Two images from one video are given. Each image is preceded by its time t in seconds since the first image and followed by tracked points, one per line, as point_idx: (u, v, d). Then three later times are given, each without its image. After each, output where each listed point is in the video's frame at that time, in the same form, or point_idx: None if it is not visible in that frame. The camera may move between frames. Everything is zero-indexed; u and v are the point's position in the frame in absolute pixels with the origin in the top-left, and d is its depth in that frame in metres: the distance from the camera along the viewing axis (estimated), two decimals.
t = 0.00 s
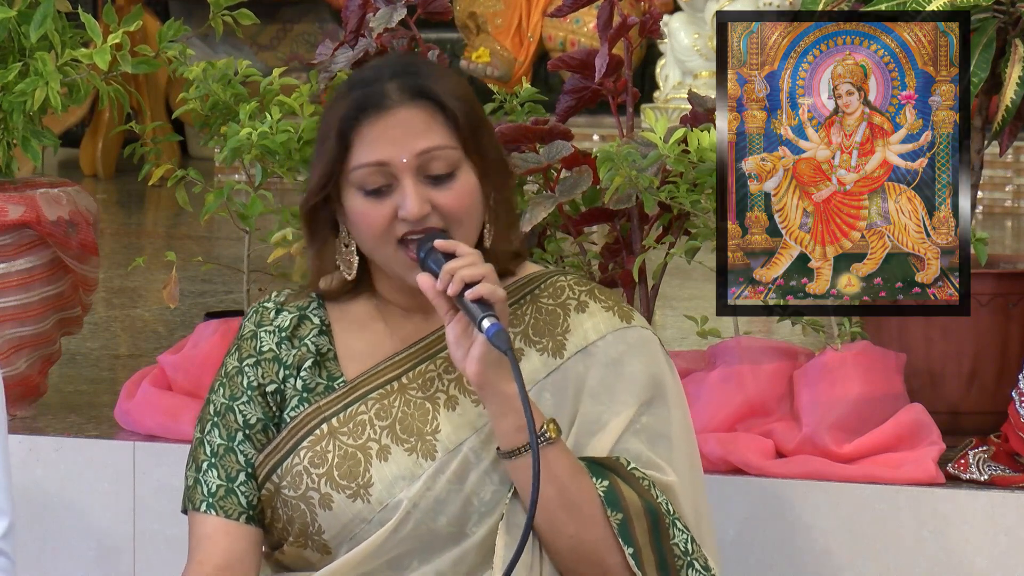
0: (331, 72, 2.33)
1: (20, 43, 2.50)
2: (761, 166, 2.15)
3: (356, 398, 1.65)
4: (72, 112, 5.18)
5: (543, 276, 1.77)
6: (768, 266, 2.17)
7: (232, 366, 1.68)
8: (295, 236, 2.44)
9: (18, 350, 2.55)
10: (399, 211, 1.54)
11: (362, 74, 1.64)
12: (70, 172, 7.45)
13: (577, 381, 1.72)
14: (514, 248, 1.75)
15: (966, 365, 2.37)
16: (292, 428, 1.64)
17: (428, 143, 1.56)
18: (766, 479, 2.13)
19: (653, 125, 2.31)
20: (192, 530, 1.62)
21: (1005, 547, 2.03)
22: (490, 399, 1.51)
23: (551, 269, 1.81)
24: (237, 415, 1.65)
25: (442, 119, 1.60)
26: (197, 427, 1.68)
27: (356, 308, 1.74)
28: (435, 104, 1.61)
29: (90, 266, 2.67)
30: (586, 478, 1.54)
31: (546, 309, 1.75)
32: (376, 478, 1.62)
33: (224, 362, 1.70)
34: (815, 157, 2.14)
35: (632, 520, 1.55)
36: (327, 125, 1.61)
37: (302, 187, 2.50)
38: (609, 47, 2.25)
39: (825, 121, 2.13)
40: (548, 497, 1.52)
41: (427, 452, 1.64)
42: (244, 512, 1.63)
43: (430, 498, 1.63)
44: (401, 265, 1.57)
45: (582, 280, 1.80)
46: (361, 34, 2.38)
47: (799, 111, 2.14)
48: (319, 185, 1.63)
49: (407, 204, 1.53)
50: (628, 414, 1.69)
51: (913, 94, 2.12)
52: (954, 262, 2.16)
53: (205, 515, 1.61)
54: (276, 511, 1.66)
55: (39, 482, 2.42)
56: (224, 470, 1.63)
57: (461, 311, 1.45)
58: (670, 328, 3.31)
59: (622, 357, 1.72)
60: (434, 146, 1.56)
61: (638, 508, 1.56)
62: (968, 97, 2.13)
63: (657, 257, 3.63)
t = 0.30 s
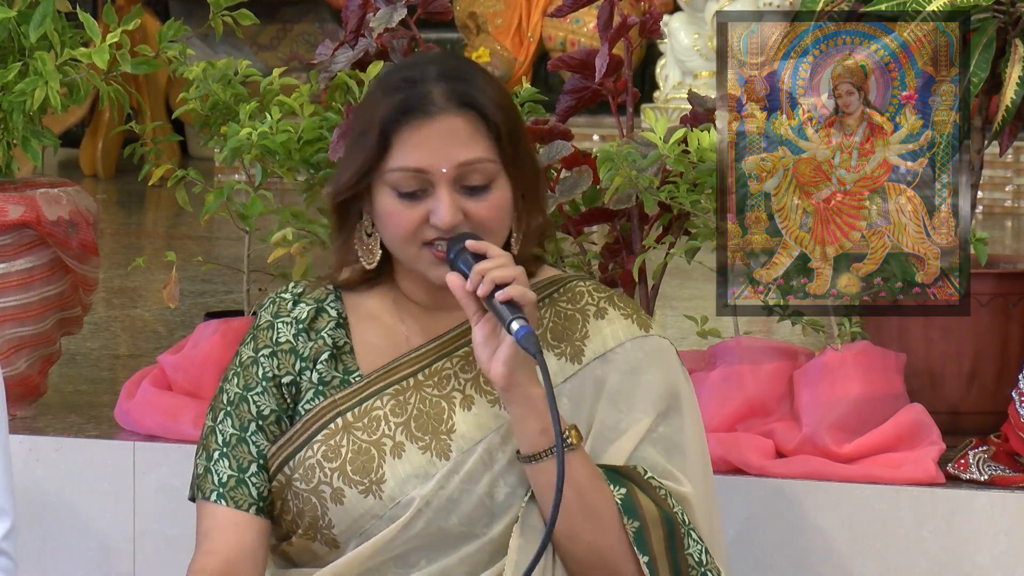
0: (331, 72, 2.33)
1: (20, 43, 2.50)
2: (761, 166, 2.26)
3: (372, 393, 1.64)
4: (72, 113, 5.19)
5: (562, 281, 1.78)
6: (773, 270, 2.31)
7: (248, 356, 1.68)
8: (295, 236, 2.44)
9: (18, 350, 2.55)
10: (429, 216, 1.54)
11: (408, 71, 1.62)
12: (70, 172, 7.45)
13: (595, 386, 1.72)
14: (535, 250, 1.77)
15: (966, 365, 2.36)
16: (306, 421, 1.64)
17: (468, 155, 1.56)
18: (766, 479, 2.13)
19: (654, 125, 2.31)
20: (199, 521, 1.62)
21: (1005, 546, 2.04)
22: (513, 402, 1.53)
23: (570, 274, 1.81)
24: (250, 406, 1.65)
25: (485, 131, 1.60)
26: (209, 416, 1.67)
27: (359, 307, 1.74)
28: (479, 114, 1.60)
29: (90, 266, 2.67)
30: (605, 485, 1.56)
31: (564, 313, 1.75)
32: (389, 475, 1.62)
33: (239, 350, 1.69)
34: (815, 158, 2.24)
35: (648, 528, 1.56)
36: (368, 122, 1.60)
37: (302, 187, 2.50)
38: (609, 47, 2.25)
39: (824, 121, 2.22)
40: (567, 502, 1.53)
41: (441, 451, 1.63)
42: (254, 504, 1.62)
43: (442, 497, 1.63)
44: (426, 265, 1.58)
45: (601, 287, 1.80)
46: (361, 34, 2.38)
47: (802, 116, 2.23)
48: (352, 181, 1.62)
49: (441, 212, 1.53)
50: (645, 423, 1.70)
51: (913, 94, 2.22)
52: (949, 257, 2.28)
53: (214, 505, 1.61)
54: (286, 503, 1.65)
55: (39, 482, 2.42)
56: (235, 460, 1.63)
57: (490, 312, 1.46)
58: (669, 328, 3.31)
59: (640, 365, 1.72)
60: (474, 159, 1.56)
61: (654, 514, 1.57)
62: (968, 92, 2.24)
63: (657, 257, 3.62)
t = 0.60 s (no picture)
0: (331, 72, 2.35)
1: (20, 43, 2.50)
2: (762, 164, 2.31)
3: (386, 393, 1.65)
4: (73, 113, 5.19)
5: (578, 287, 1.78)
6: (774, 270, 2.38)
7: (261, 350, 1.67)
8: (295, 236, 2.44)
9: (18, 350, 2.55)
10: (462, 221, 1.54)
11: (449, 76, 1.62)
12: (71, 172, 7.45)
13: (608, 397, 1.72)
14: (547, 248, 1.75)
15: (966, 365, 2.36)
16: (318, 419, 1.64)
17: (505, 164, 1.55)
18: (766, 479, 2.13)
19: (653, 125, 2.30)
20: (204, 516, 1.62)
21: (1006, 547, 2.04)
22: (534, 414, 1.52)
23: (585, 281, 1.81)
24: (262, 400, 1.65)
25: (525, 140, 1.60)
26: (219, 407, 1.67)
27: (360, 308, 1.74)
28: (518, 123, 1.60)
29: (90, 266, 2.67)
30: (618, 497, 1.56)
31: (580, 322, 1.75)
32: (399, 477, 1.63)
33: (253, 344, 1.69)
34: (815, 158, 2.31)
35: (660, 542, 1.57)
36: (406, 124, 1.59)
37: (302, 187, 2.50)
38: (609, 47, 2.25)
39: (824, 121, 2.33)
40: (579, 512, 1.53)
41: (453, 455, 1.63)
42: (262, 499, 1.62)
43: (452, 501, 1.63)
44: (451, 271, 1.58)
45: (616, 296, 1.80)
46: (361, 34, 2.38)
47: (798, 123, 2.33)
48: (387, 184, 1.62)
49: (474, 217, 1.53)
50: (659, 437, 1.70)
51: (913, 95, 2.37)
52: (949, 257, 2.39)
53: (222, 499, 1.61)
54: (294, 500, 1.66)
55: (39, 482, 2.42)
56: (245, 455, 1.63)
57: (513, 321, 1.46)
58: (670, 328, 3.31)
59: (655, 378, 1.72)
60: (510, 168, 1.55)
61: (666, 528, 1.58)
62: (968, 95, 2.32)
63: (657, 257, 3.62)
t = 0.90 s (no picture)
0: (331, 72, 2.34)
1: (20, 43, 2.50)
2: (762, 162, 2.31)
3: (392, 395, 1.65)
4: (72, 113, 5.19)
5: (583, 289, 1.77)
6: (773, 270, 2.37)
7: (266, 351, 1.67)
8: (295, 236, 2.44)
9: (18, 350, 2.55)
10: (461, 223, 1.54)
11: (443, 79, 1.62)
12: (71, 172, 7.45)
13: (614, 398, 1.72)
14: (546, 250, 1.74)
15: (966, 365, 2.38)
16: (323, 420, 1.64)
17: (502, 164, 1.55)
18: (766, 479, 2.13)
19: (653, 126, 2.27)
20: (208, 516, 1.62)
21: (1005, 547, 2.04)
22: (540, 416, 1.52)
23: (591, 282, 1.81)
24: (268, 401, 1.65)
25: (519, 142, 1.59)
26: (224, 407, 1.67)
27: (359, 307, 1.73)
28: (514, 124, 1.59)
29: (90, 266, 2.67)
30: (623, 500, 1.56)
31: (585, 324, 1.74)
32: (405, 479, 1.63)
33: (257, 344, 1.68)
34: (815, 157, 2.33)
35: (663, 545, 1.57)
36: (403, 127, 1.59)
37: (302, 187, 2.50)
38: (609, 47, 2.25)
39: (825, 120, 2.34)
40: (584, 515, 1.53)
41: (457, 457, 1.63)
42: (267, 500, 1.62)
43: (457, 503, 1.63)
44: (452, 272, 1.58)
45: (621, 297, 1.79)
46: (361, 34, 2.38)
47: (797, 124, 2.24)
48: (386, 187, 1.62)
49: (470, 220, 1.52)
50: (663, 439, 1.70)
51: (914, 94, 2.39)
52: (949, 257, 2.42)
53: (226, 500, 1.61)
54: (299, 501, 1.66)
55: (38, 481, 2.42)
56: (249, 456, 1.63)
57: (518, 323, 1.46)
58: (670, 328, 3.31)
59: (661, 379, 1.73)
60: (508, 169, 1.55)
61: (670, 531, 1.59)
62: (968, 95, 2.32)
63: (657, 256, 3.62)
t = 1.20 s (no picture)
0: (331, 72, 2.34)
1: (20, 43, 2.50)
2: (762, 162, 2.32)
3: (382, 397, 1.64)
4: (73, 113, 5.18)
5: (573, 287, 1.77)
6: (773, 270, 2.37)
7: (257, 356, 1.66)
8: (295, 236, 2.44)
9: (18, 350, 2.55)
10: (450, 224, 1.54)
11: (425, 80, 1.61)
12: (71, 172, 7.45)
13: (605, 396, 1.72)
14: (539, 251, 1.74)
15: (966, 365, 2.38)
16: (315, 424, 1.64)
17: (489, 164, 1.55)
18: (766, 479, 2.13)
19: (653, 126, 2.28)
20: (204, 521, 1.62)
21: (1005, 547, 2.04)
22: (530, 416, 1.52)
23: (581, 280, 1.80)
24: (259, 407, 1.64)
25: (504, 141, 1.59)
26: (216, 414, 1.66)
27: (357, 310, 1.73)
28: (498, 123, 1.59)
29: (90, 266, 2.67)
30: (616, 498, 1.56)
31: (575, 322, 1.74)
32: (397, 481, 1.63)
33: (248, 350, 1.68)
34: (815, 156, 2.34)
35: (657, 542, 1.57)
36: (388, 130, 1.58)
37: (302, 187, 2.50)
38: (609, 47, 2.25)
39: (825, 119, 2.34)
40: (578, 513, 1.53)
41: (449, 458, 1.64)
42: (260, 505, 1.62)
43: (450, 505, 1.63)
44: (444, 273, 1.57)
45: (612, 295, 1.79)
46: (361, 34, 2.39)
47: (797, 124, 2.23)
48: (375, 190, 1.61)
49: (460, 222, 1.52)
50: (655, 437, 1.70)
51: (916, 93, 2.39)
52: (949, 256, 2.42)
53: (220, 505, 1.61)
54: (292, 505, 1.66)
55: (37, 481, 2.42)
56: (242, 461, 1.62)
57: (505, 323, 1.47)
58: (670, 328, 3.31)
59: (652, 376, 1.72)
60: (495, 168, 1.55)
61: (664, 530, 1.58)
62: (968, 95, 2.32)
63: (657, 256, 3.62)
